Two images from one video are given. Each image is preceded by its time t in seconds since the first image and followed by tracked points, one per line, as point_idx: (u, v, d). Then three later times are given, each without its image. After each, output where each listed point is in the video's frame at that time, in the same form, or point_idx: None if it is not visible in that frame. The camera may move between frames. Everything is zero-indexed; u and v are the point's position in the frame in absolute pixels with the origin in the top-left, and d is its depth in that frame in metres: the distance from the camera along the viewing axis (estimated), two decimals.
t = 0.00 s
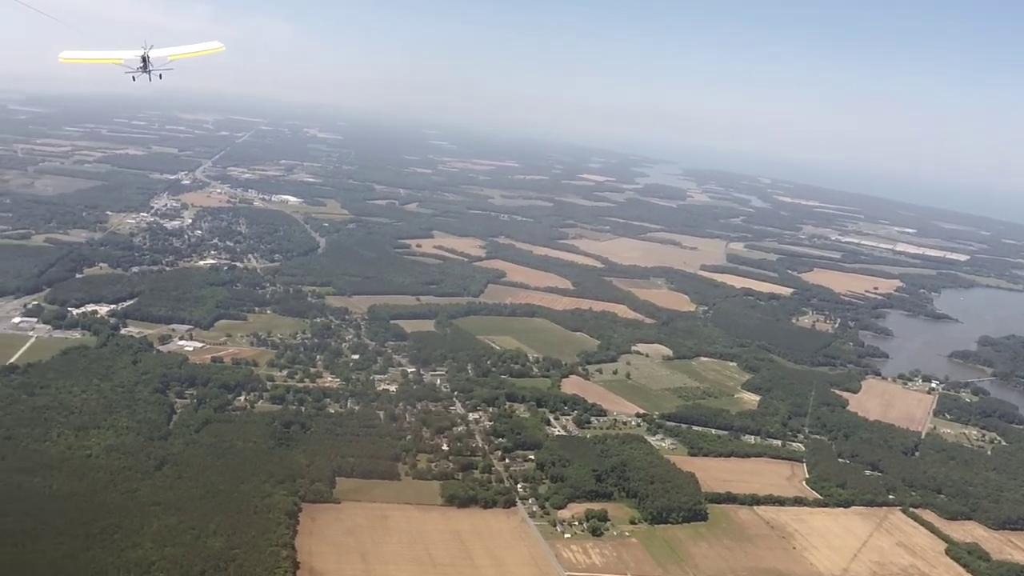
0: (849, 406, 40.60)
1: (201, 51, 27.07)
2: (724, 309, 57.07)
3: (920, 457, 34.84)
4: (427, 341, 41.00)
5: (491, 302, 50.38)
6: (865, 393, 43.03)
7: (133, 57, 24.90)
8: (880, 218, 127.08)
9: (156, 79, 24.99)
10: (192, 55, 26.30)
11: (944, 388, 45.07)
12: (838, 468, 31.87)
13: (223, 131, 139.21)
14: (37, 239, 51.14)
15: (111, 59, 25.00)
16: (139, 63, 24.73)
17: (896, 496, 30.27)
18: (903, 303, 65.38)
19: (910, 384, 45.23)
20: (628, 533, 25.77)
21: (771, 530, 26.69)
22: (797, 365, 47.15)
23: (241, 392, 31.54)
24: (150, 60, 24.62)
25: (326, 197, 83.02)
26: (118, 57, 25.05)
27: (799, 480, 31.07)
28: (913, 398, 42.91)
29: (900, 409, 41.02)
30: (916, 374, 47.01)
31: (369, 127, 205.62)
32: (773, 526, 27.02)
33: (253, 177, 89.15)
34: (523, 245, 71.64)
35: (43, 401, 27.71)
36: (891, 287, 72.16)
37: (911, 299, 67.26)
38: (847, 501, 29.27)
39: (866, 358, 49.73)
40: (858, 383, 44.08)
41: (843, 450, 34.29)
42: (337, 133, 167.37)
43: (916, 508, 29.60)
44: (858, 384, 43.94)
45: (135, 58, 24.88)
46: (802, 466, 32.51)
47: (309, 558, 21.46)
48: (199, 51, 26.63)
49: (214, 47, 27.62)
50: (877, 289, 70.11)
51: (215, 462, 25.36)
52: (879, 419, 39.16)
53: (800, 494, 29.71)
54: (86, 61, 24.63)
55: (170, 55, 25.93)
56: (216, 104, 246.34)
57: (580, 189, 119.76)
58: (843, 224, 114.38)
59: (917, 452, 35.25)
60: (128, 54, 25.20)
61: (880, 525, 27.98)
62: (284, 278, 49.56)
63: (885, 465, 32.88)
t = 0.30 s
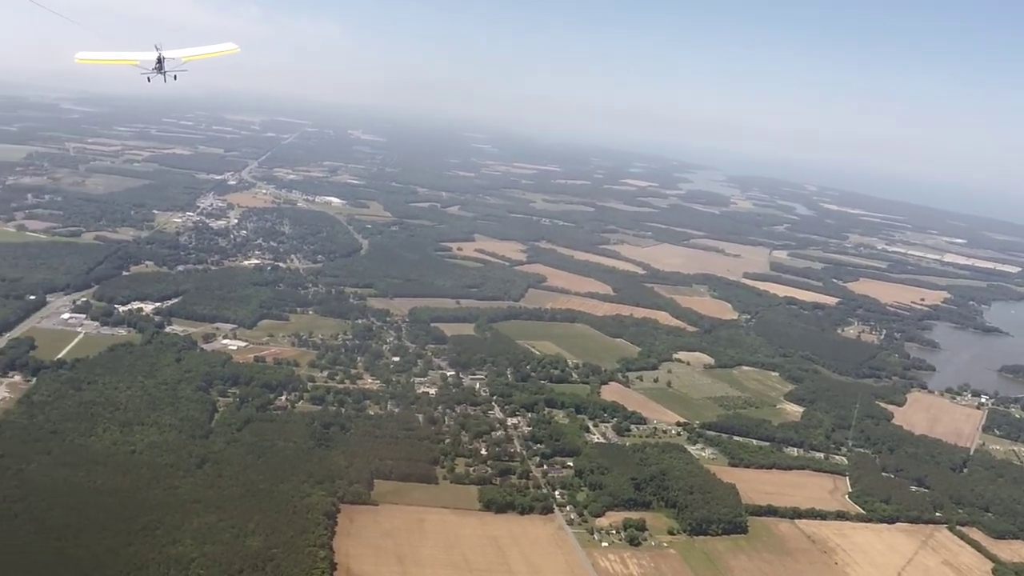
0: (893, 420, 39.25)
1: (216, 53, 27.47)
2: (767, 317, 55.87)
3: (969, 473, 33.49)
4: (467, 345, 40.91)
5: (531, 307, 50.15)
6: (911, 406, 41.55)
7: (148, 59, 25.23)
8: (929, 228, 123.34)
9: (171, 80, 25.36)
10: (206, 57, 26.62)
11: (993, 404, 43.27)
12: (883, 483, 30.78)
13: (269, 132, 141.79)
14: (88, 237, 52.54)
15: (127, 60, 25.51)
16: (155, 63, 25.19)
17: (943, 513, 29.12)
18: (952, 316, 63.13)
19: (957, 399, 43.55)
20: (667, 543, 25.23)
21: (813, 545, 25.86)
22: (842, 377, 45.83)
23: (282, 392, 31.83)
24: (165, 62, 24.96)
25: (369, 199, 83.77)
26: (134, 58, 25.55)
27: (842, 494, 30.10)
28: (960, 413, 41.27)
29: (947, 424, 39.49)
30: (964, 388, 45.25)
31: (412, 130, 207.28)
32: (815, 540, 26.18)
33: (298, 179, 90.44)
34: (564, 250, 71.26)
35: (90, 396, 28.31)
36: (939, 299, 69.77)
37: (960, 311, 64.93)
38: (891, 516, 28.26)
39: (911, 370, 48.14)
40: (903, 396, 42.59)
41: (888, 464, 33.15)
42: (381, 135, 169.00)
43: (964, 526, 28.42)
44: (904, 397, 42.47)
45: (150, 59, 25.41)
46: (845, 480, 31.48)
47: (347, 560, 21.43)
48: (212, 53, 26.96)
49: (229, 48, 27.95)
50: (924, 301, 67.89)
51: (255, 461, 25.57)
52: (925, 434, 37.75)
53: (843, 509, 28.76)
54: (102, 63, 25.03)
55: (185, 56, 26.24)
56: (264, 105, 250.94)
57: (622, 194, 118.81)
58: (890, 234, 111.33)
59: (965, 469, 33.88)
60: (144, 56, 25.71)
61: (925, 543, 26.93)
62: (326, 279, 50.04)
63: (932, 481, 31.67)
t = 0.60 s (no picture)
0: (942, 434, 37.86)
1: (231, 57, 28.35)
2: (813, 327, 54.52)
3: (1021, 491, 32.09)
4: (509, 349, 40.75)
5: (574, 312, 49.81)
6: (961, 421, 40.03)
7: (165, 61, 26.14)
8: (983, 238, 119.28)
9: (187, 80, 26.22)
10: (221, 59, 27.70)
11: None
12: (931, 498, 29.66)
13: (315, 135, 144.09)
14: (138, 237, 53.88)
15: (146, 63, 26.22)
16: (173, 66, 25.92)
17: (994, 531, 27.93)
18: (1006, 328, 60.78)
19: (1010, 414, 41.81)
20: (708, 555, 24.67)
21: (858, 560, 25.03)
22: (889, 389, 44.42)
23: (324, 393, 32.10)
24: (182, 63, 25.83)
25: (413, 202, 84.42)
26: (153, 61, 26.26)
27: (888, 508, 29.10)
28: (1013, 428, 39.60)
29: (1000, 440, 37.92)
30: (1018, 403, 43.44)
31: (456, 133, 208.66)
32: (860, 556, 25.35)
33: (343, 181, 91.63)
34: (606, 256, 70.65)
35: (138, 394, 28.89)
36: (992, 311, 67.29)
37: (1014, 324, 62.49)
38: (939, 533, 27.20)
39: (962, 383, 46.41)
40: (953, 410, 41.06)
41: (937, 479, 31.93)
42: (425, 139, 170.44)
43: (1016, 546, 27.22)
44: (953, 411, 40.94)
45: (169, 62, 26.10)
46: (891, 494, 30.42)
47: (386, 562, 21.42)
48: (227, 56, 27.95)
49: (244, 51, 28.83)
50: (975, 312, 65.51)
51: (296, 461, 25.77)
52: (975, 450, 36.32)
53: (889, 524, 27.79)
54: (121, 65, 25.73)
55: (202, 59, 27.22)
56: (312, 108, 255.55)
57: (666, 200, 117.46)
58: (941, 243, 107.91)
59: (1018, 486, 32.47)
60: (162, 58, 26.44)
61: (975, 562, 25.88)
62: (369, 281, 50.45)
63: (982, 497, 30.42)
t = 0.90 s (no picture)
0: (995, 447, 36.37)
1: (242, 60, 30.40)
2: (861, 335, 53.01)
3: None
4: (552, 354, 40.47)
5: (617, 318, 49.30)
6: (1016, 434, 38.41)
7: (180, 65, 27.68)
8: None
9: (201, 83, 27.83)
10: (233, 63, 29.37)
11: None
12: (984, 514, 28.47)
13: (361, 138, 145.94)
14: (186, 238, 55.10)
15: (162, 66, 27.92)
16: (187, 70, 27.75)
17: None
18: None
19: None
20: (752, 567, 24.04)
21: None
22: (940, 400, 42.87)
23: (367, 396, 32.25)
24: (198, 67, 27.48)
25: (457, 205, 84.77)
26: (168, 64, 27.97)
27: (938, 523, 28.00)
28: None
29: None
30: None
31: (500, 137, 209.25)
32: (909, 571, 24.44)
33: (388, 184, 92.51)
34: (650, 261, 69.88)
35: (184, 394, 29.40)
36: None
37: None
38: (992, 550, 26.09)
39: (1016, 396, 44.61)
40: (1007, 423, 39.44)
41: (989, 493, 30.64)
42: (469, 142, 171.32)
43: None
44: (1007, 424, 39.31)
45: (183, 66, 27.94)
46: (942, 508, 29.27)
47: (426, 567, 21.33)
48: (239, 59, 29.59)
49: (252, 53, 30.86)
50: None
51: (339, 464, 25.87)
52: None
53: (939, 539, 26.74)
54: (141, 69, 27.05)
55: (217, 63, 28.79)
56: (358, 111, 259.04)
57: (710, 205, 115.86)
58: (995, 251, 104.15)
59: None
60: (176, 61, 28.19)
61: None
62: (413, 284, 50.71)
63: None
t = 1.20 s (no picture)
0: None
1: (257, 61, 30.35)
2: (909, 340, 51.49)
3: None
4: (592, 356, 40.15)
5: (659, 320, 48.73)
6: None
7: (194, 67, 27.88)
8: None
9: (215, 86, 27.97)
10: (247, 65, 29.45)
11: None
12: None
13: (404, 140, 147.24)
14: (231, 238, 56.10)
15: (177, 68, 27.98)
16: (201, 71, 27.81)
17: None
18: None
19: None
20: None
21: None
22: (991, 408, 41.34)
23: (408, 396, 32.37)
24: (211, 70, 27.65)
25: (497, 206, 84.92)
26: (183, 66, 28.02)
27: (988, 534, 26.95)
28: None
29: None
30: None
31: (541, 139, 209.23)
32: None
33: (429, 185, 93.08)
34: (691, 263, 68.97)
35: (228, 393, 29.85)
36: None
37: None
38: None
39: None
40: None
41: None
42: (510, 144, 171.69)
43: None
44: None
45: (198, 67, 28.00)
46: (991, 518, 28.15)
47: (465, 569, 21.27)
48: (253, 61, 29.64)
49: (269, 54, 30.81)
50: None
51: (379, 464, 26.00)
52: None
53: (989, 550, 25.72)
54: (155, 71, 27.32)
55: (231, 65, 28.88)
56: (400, 113, 261.63)
57: (754, 207, 113.97)
58: None
59: None
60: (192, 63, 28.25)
61: None
62: (453, 285, 50.85)
63: None
